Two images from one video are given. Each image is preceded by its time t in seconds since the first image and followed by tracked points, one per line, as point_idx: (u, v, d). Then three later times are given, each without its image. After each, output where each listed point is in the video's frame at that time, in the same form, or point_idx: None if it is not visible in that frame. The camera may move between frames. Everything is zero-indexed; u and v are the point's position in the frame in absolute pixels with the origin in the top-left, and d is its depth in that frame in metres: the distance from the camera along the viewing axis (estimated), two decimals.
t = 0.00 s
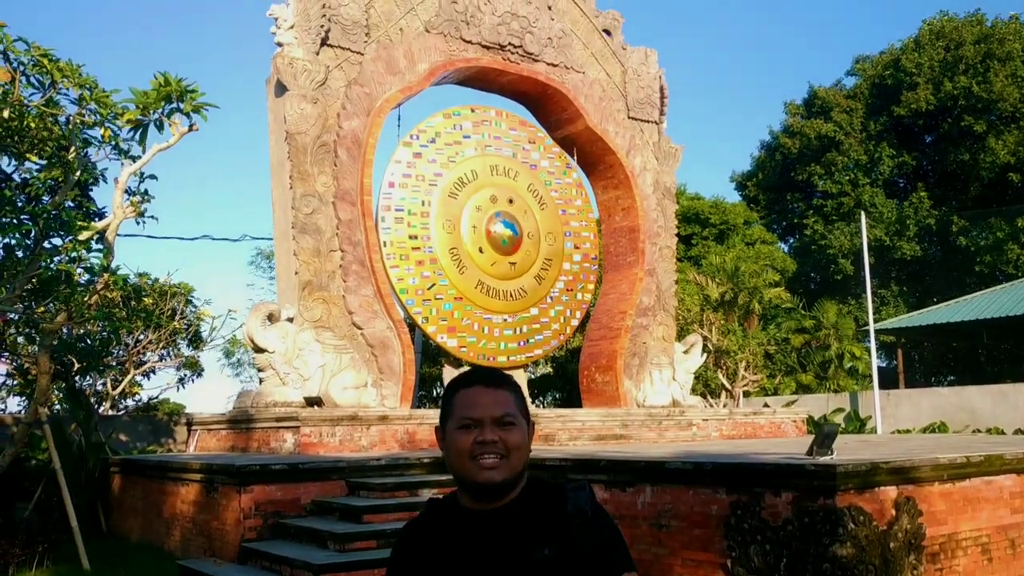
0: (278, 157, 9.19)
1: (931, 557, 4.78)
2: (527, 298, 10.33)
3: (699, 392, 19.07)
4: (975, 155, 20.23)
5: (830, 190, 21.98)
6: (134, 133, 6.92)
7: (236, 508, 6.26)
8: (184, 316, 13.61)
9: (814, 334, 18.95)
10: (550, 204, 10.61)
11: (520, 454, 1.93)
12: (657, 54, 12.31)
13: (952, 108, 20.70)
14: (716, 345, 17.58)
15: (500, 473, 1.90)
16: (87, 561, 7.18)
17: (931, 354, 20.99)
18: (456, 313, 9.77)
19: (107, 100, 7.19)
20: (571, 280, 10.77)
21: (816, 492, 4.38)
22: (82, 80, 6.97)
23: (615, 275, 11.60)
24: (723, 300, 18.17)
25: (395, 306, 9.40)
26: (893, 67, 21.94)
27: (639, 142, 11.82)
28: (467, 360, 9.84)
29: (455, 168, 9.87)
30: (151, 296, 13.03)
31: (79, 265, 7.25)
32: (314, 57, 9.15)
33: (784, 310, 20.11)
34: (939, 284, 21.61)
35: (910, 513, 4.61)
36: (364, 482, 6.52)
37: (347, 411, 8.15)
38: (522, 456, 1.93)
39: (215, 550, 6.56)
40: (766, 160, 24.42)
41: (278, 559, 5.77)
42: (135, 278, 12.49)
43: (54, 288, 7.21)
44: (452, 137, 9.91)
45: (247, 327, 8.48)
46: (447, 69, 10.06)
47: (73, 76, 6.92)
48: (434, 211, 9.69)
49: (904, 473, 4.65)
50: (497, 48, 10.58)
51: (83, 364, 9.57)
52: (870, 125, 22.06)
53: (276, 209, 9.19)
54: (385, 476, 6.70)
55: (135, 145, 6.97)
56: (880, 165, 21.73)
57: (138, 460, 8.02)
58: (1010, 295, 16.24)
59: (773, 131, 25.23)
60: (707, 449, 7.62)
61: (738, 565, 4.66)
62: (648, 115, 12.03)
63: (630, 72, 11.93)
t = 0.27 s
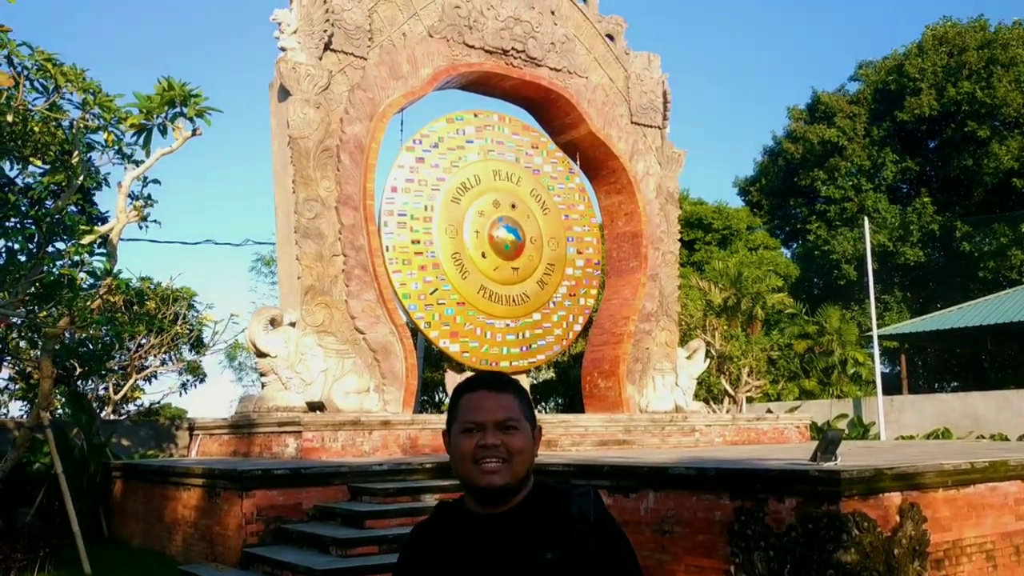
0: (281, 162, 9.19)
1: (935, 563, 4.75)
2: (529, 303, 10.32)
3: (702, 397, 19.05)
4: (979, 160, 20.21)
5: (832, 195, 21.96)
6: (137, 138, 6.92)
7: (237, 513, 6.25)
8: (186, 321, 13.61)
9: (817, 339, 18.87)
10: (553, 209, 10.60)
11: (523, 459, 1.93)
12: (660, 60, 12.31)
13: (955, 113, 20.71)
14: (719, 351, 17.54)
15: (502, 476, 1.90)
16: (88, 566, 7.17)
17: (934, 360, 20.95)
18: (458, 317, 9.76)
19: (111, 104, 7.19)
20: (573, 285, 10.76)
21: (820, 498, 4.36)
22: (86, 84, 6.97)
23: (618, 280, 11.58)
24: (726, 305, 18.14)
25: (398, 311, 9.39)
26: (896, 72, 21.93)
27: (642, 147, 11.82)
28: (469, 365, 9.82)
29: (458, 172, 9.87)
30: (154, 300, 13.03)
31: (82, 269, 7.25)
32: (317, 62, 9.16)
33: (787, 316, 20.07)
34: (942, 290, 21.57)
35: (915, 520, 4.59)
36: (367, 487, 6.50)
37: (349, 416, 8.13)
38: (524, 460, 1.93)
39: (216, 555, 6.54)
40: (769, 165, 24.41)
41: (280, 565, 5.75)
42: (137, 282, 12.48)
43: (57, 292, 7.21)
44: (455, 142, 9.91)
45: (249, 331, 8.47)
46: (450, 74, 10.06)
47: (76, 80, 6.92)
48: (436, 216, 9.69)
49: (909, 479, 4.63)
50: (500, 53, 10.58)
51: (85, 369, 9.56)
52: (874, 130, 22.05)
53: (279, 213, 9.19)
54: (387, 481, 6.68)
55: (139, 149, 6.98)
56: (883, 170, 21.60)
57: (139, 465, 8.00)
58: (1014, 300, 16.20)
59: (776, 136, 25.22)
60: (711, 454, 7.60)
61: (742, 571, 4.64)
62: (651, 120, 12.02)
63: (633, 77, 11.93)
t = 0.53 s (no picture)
0: (284, 165, 9.21)
1: (939, 567, 4.75)
2: (531, 306, 10.32)
3: (705, 401, 19.06)
4: (981, 164, 20.15)
5: (835, 199, 21.99)
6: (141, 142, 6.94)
7: (241, 516, 6.26)
8: (189, 324, 13.64)
9: (820, 342, 18.66)
10: (555, 213, 10.61)
11: (539, 463, 1.91)
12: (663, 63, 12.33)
13: (958, 117, 20.70)
14: (722, 354, 17.55)
15: (516, 480, 1.89)
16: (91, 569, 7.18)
17: (937, 364, 20.93)
18: (461, 321, 9.77)
19: (115, 108, 7.21)
20: (576, 288, 10.75)
21: (822, 502, 4.37)
22: (90, 88, 6.99)
23: (620, 283, 11.59)
24: (729, 308, 18.14)
25: (400, 314, 9.39)
26: (899, 76, 21.94)
27: (644, 151, 11.82)
28: (471, 368, 9.83)
29: (460, 176, 9.88)
30: (157, 303, 13.06)
31: (85, 272, 7.26)
32: (321, 66, 9.18)
33: (790, 319, 20.06)
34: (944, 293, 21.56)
35: (918, 524, 4.59)
36: (370, 490, 6.50)
37: (352, 419, 8.13)
38: (540, 464, 1.91)
39: (219, 558, 6.55)
40: (771, 169, 24.42)
41: (283, 568, 5.75)
42: (141, 286, 12.50)
43: (61, 295, 7.22)
44: (457, 146, 9.93)
45: (252, 334, 8.47)
46: (452, 78, 10.08)
47: (81, 84, 6.94)
48: (439, 219, 9.70)
49: (912, 483, 4.64)
50: (503, 57, 10.59)
51: (89, 372, 9.58)
52: (876, 134, 22.07)
53: (282, 217, 9.21)
54: (390, 485, 6.69)
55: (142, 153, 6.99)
56: (886, 173, 21.73)
57: (142, 468, 8.01)
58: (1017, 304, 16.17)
59: (778, 140, 25.23)
60: (712, 458, 7.59)
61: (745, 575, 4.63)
62: (654, 124, 12.04)
63: (636, 80, 11.94)
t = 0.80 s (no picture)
0: (285, 166, 9.24)
1: (938, 567, 4.78)
2: (532, 306, 10.35)
3: (705, 401, 19.10)
4: (982, 164, 19.84)
5: (835, 200, 22.03)
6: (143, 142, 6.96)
7: (242, 515, 6.28)
8: (191, 325, 13.68)
9: (820, 343, 18.82)
10: (556, 213, 10.63)
11: (573, 462, 1.97)
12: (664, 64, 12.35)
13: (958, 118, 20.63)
14: (722, 355, 17.58)
15: (552, 477, 1.96)
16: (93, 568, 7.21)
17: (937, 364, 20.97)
18: (462, 321, 9.80)
19: (117, 109, 7.24)
20: (577, 289, 10.78)
21: (822, 502, 4.39)
22: (93, 89, 7.02)
23: (621, 284, 11.61)
24: (729, 309, 18.17)
25: (402, 315, 9.41)
26: (899, 77, 21.97)
27: (645, 152, 11.85)
28: (472, 368, 9.85)
29: (461, 177, 9.91)
30: (159, 303, 13.09)
31: (88, 273, 7.29)
32: (322, 67, 9.20)
33: (790, 320, 20.09)
34: (944, 293, 21.56)
35: (918, 523, 4.62)
36: (371, 490, 6.53)
37: (353, 419, 8.14)
38: (574, 463, 1.98)
39: (221, 557, 6.57)
40: (772, 169, 24.44)
41: (285, 567, 5.77)
42: (143, 286, 12.54)
43: (63, 295, 7.25)
44: (458, 147, 9.95)
45: (253, 334, 8.50)
46: (454, 79, 10.10)
47: (83, 85, 6.98)
48: (440, 220, 9.73)
49: (912, 483, 4.68)
50: (504, 58, 10.62)
51: (91, 372, 9.61)
52: (876, 135, 22.16)
53: (283, 218, 9.23)
54: (391, 485, 6.71)
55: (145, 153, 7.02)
56: (886, 174, 21.79)
57: (144, 468, 8.03)
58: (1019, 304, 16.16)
59: (779, 141, 25.26)
60: (713, 458, 7.61)
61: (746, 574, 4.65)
62: (654, 125, 12.06)
63: (636, 81, 11.97)
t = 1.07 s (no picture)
0: (285, 165, 9.24)
1: (938, 565, 4.79)
2: (533, 306, 10.35)
3: (705, 400, 19.09)
4: (982, 164, 19.91)
5: (835, 199, 22.00)
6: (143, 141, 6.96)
7: (242, 514, 6.27)
8: (191, 324, 13.69)
9: (819, 342, 18.82)
10: (556, 212, 10.63)
11: (633, 456, 2.04)
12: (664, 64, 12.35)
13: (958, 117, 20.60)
14: (722, 354, 17.57)
15: (614, 471, 2.02)
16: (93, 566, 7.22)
17: (937, 363, 20.96)
18: (462, 320, 9.80)
19: (117, 108, 7.24)
20: (577, 288, 10.78)
21: (822, 501, 4.39)
22: (93, 88, 7.02)
23: (621, 283, 11.61)
24: (729, 308, 18.17)
25: (402, 314, 9.42)
26: (899, 76, 21.96)
27: (645, 151, 11.85)
28: (473, 368, 9.85)
29: (462, 176, 9.90)
30: (159, 302, 13.09)
31: (88, 272, 7.29)
32: (322, 66, 9.20)
33: (791, 319, 20.07)
34: (945, 293, 21.55)
35: (918, 522, 4.62)
36: (372, 488, 6.53)
37: (353, 418, 8.15)
38: (635, 457, 2.04)
39: (221, 556, 6.57)
40: (772, 169, 24.41)
41: (285, 566, 5.77)
42: (143, 285, 12.52)
43: (64, 294, 7.25)
44: (458, 146, 9.95)
45: (253, 334, 8.51)
46: (454, 78, 10.11)
47: (83, 84, 6.98)
48: (440, 219, 9.72)
49: (912, 481, 4.69)
50: (504, 58, 10.62)
51: (91, 371, 9.61)
52: (876, 135, 22.18)
53: (283, 216, 9.24)
54: (391, 484, 6.72)
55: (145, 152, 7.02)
56: (886, 174, 21.80)
57: (145, 466, 8.04)
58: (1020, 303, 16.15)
59: (779, 140, 25.24)
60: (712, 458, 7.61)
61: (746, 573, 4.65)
62: (654, 124, 12.06)
63: (636, 81, 11.97)
